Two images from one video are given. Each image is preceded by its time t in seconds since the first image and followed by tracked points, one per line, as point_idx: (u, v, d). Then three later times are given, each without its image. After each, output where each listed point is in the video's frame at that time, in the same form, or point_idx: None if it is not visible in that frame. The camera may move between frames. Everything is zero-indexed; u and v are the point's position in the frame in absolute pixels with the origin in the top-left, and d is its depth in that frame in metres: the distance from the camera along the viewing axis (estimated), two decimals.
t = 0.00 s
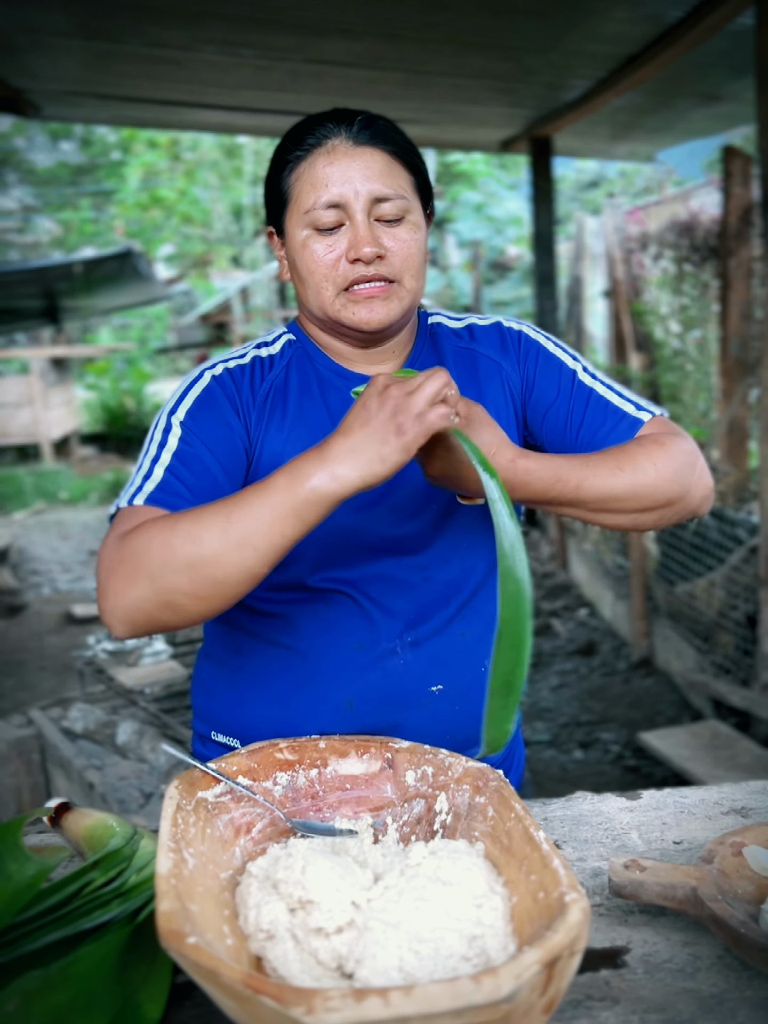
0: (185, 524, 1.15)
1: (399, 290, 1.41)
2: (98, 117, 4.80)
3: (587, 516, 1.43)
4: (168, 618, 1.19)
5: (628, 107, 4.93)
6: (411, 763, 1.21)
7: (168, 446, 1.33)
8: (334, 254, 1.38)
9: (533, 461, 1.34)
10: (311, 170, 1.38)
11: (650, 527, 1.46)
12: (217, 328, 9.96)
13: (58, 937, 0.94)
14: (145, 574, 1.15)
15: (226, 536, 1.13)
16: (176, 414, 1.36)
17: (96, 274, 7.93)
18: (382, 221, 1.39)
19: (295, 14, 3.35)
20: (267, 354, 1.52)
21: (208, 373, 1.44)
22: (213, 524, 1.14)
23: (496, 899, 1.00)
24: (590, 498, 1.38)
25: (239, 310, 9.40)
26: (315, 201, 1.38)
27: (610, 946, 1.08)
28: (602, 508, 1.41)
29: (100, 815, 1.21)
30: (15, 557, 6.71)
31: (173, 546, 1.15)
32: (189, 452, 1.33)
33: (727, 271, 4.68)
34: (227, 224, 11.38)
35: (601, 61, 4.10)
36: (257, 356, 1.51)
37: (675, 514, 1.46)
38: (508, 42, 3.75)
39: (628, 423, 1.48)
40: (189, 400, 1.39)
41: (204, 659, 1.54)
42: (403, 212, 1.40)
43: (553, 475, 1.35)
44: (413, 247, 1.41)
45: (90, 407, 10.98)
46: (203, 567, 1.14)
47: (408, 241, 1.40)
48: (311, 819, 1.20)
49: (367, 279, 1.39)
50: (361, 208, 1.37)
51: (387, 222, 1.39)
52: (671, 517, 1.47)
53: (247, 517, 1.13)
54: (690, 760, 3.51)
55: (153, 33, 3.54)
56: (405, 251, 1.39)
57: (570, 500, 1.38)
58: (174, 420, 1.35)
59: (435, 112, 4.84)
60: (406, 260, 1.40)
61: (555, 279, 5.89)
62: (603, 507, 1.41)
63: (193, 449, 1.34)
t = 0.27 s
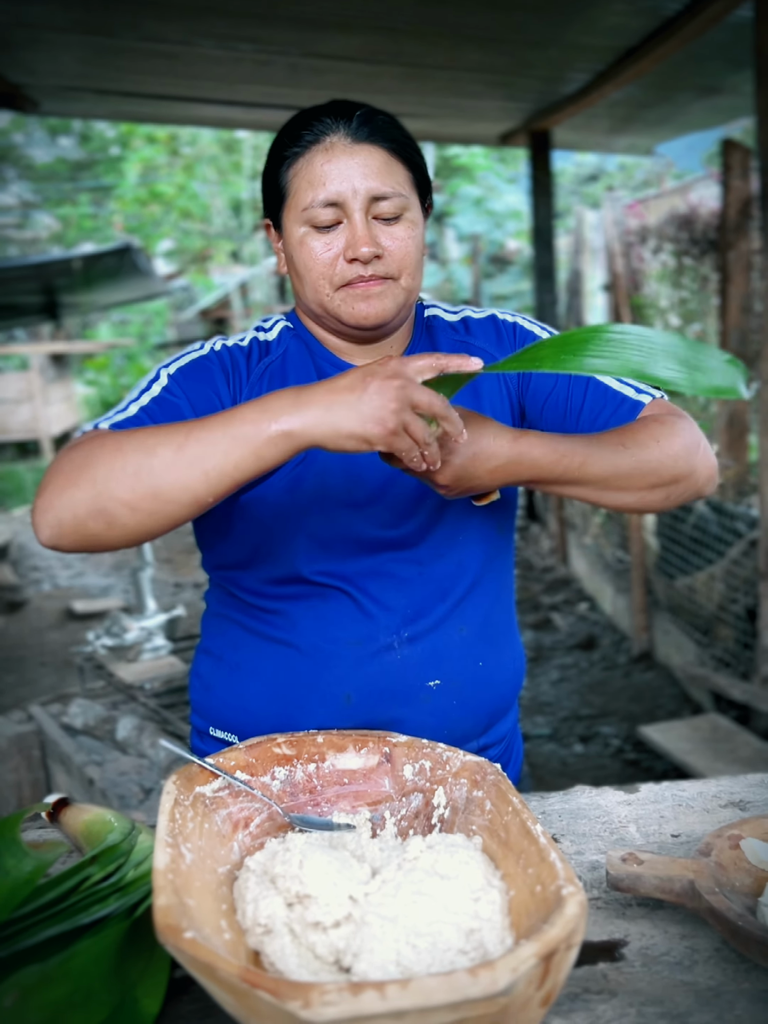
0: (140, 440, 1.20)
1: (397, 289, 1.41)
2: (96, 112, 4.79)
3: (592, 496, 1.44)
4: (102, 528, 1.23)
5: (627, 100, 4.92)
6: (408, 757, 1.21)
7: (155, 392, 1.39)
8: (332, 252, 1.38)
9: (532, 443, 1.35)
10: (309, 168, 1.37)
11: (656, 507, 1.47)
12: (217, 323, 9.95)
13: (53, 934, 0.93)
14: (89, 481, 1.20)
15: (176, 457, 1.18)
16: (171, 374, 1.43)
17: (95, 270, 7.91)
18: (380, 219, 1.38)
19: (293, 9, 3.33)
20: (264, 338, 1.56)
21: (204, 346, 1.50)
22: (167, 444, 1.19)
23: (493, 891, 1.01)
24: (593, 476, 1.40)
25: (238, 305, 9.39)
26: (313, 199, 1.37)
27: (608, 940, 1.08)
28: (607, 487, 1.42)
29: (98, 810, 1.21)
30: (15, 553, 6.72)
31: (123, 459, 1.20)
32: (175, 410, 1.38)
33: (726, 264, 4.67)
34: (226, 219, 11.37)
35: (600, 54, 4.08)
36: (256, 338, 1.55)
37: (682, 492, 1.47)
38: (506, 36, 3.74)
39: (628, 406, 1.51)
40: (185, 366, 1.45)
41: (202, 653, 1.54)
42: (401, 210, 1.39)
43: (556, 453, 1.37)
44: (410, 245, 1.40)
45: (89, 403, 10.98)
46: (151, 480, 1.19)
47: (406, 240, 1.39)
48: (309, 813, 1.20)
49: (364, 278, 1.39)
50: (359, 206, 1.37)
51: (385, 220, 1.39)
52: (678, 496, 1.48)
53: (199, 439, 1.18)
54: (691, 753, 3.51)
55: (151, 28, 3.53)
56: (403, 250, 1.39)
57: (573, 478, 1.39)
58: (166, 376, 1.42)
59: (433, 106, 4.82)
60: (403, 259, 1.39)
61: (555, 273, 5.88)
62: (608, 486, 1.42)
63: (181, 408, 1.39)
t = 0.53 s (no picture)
0: (141, 448, 1.20)
1: (393, 283, 1.41)
2: (94, 107, 4.77)
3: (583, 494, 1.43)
4: (105, 537, 1.24)
5: (626, 93, 4.90)
6: (405, 751, 1.21)
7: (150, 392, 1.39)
8: (328, 247, 1.37)
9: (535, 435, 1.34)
10: (304, 162, 1.37)
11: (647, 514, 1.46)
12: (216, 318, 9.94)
13: (49, 927, 0.93)
14: (93, 492, 1.21)
15: (178, 466, 1.18)
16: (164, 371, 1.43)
17: (94, 265, 7.90)
18: (376, 213, 1.38)
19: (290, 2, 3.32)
20: (259, 333, 1.55)
21: (199, 342, 1.50)
22: (167, 451, 1.19)
23: (489, 884, 1.01)
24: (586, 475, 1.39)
25: (237, 300, 9.38)
26: (309, 194, 1.37)
27: (604, 931, 1.08)
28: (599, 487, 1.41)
29: (95, 804, 1.21)
30: (15, 549, 6.72)
31: (123, 468, 1.20)
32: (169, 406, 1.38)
33: (725, 257, 4.65)
34: (225, 214, 11.35)
35: (598, 47, 4.07)
36: (249, 333, 1.55)
37: (674, 500, 1.46)
38: (504, 28, 3.73)
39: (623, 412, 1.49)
40: (179, 361, 1.45)
41: (200, 646, 1.54)
42: (396, 203, 1.39)
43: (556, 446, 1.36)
44: (406, 238, 1.39)
45: (89, 399, 10.98)
46: (152, 491, 1.19)
47: (402, 233, 1.39)
48: (306, 807, 1.20)
49: (362, 272, 1.38)
50: (354, 200, 1.36)
51: (381, 213, 1.38)
52: (669, 503, 1.47)
53: (198, 449, 1.18)
54: (690, 746, 3.52)
55: (148, 23, 3.52)
56: (399, 242, 1.38)
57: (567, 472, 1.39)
58: (160, 375, 1.42)
59: (432, 99, 4.81)
60: (399, 252, 1.39)
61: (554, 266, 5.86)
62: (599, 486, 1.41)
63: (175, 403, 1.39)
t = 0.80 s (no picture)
0: (187, 474, 1.20)
1: (398, 277, 1.40)
2: (92, 102, 4.76)
3: (567, 507, 1.40)
4: (166, 565, 1.25)
5: (625, 87, 4.89)
6: (405, 744, 1.21)
7: (168, 399, 1.38)
8: (333, 242, 1.37)
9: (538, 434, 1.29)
10: (306, 158, 1.37)
11: (622, 534, 1.45)
12: (215, 313, 9.94)
13: (49, 921, 0.93)
14: (150, 527, 1.21)
15: (226, 484, 1.18)
16: (175, 374, 1.42)
17: (93, 261, 7.89)
18: (380, 207, 1.37)
19: None
20: (264, 325, 1.55)
21: (204, 337, 1.49)
22: (213, 472, 1.19)
23: (489, 877, 1.01)
24: (580, 488, 1.36)
25: (236, 295, 9.37)
26: (312, 189, 1.36)
27: (605, 924, 1.08)
28: (587, 503, 1.39)
29: (96, 798, 1.21)
30: (15, 545, 6.72)
31: (173, 497, 1.20)
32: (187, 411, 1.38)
33: (725, 251, 4.64)
34: (225, 209, 11.34)
35: (597, 40, 4.07)
36: (255, 325, 1.54)
37: (649, 529, 1.46)
38: (502, 22, 3.72)
39: (616, 431, 1.48)
40: (186, 360, 1.44)
41: (201, 639, 1.54)
42: (400, 196, 1.38)
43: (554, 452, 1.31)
44: (412, 231, 1.39)
45: (88, 395, 10.98)
46: (203, 514, 1.19)
47: (406, 225, 1.38)
48: (306, 801, 1.20)
49: (366, 266, 1.38)
50: (358, 194, 1.36)
51: (385, 207, 1.38)
52: (645, 530, 1.46)
53: (245, 466, 1.18)
54: (690, 740, 3.52)
55: (147, 17, 3.52)
56: (403, 235, 1.38)
57: (561, 482, 1.35)
58: (173, 379, 1.41)
59: (431, 93, 4.80)
60: (403, 245, 1.38)
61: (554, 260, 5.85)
62: (588, 501, 1.39)
63: (190, 405, 1.39)
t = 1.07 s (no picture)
0: (179, 512, 1.20)
1: (410, 273, 1.40)
2: (91, 97, 4.74)
3: (564, 510, 1.39)
4: (166, 596, 1.26)
5: (625, 80, 4.87)
6: (408, 739, 1.21)
7: (169, 416, 1.37)
8: (345, 236, 1.36)
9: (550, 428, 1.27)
10: (319, 152, 1.36)
11: (607, 545, 1.46)
12: (214, 309, 9.92)
13: (54, 915, 0.94)
14: (145, 561, 1.22)
15: (214, 525, 1.18)
16: (177, 380, 1.40)
17: (92, 256, 7.87)
18: (392, 201, 1.37)
19: None
20: (269, 320, 1.54)
21: (206, 337, 1.47)
22: (202, 510, 1.18)
23: (493, 871, 1.01)
24: (581, 493, 1.35)
25: (236, 291, 9.36)
26: (324, 184, 1.36)
27: (608, 918, 1.08)
28: (585, 508, 1.38)
29: (98, 793, 1.21)
30: (15, 541, 6.72)
31: (165, 534, 1.20)
32: (191, 423, 1.37)
33: (725, 244, 4.62)
34: (224, 204, 11.32)
35: (597, 34, 4.04)
36: (258, 321, 1.53)
37: (632, 544, 1.47)
38: (501, 15, 3.70)
39: (614, 446, 1.49)
40: (188, 364, 1.43)
41: (203, 633, 1.53)
42: (412, 192, 1.38)
43: (563, 450, 1.30)
44: (423, 226, 1.39)
45: (88, 390, 10.97)
46: (195, 555, 1.19)
47: (418, 221, 1.38)
48: (308, 795, 1.19)
49: (378, 262, 1.37)
50: (370, 190, 1.35)
51: (397, 203, 1.38)
52: (629, 545, 1.47)
53: (237, 506, 1.17)
54: (691, 734, 3.52)
55: (145, 11, 3.50)
56: (415, 231, 1.38)
57: (565, 483, 1.33)
58: (176, 387, 1.40)
59: (430, 87, 4.78)
60: (415, 240, 1.38)
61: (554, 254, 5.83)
62: (587, 507, 1.38)
63: (194, 415, 1.38)
